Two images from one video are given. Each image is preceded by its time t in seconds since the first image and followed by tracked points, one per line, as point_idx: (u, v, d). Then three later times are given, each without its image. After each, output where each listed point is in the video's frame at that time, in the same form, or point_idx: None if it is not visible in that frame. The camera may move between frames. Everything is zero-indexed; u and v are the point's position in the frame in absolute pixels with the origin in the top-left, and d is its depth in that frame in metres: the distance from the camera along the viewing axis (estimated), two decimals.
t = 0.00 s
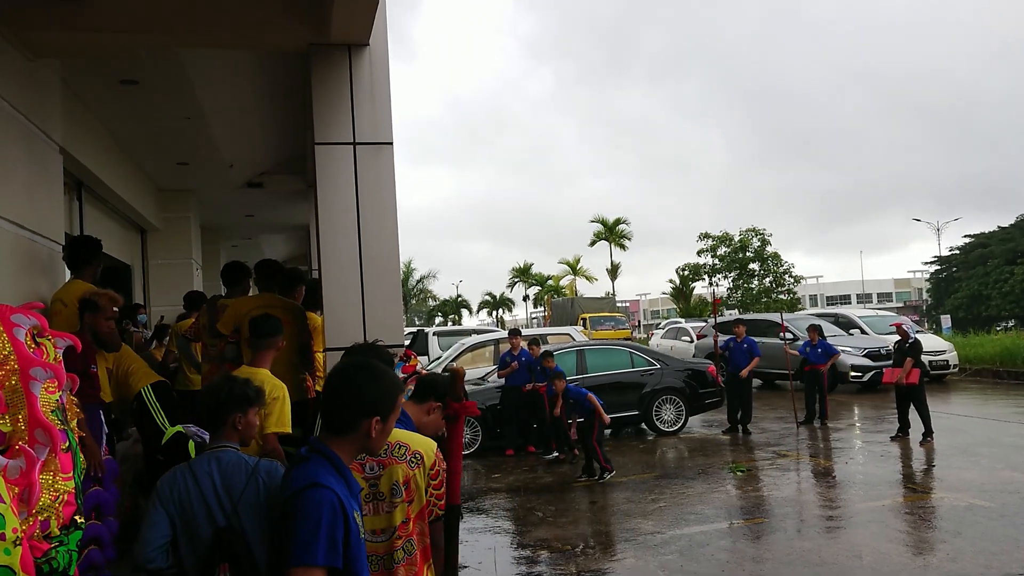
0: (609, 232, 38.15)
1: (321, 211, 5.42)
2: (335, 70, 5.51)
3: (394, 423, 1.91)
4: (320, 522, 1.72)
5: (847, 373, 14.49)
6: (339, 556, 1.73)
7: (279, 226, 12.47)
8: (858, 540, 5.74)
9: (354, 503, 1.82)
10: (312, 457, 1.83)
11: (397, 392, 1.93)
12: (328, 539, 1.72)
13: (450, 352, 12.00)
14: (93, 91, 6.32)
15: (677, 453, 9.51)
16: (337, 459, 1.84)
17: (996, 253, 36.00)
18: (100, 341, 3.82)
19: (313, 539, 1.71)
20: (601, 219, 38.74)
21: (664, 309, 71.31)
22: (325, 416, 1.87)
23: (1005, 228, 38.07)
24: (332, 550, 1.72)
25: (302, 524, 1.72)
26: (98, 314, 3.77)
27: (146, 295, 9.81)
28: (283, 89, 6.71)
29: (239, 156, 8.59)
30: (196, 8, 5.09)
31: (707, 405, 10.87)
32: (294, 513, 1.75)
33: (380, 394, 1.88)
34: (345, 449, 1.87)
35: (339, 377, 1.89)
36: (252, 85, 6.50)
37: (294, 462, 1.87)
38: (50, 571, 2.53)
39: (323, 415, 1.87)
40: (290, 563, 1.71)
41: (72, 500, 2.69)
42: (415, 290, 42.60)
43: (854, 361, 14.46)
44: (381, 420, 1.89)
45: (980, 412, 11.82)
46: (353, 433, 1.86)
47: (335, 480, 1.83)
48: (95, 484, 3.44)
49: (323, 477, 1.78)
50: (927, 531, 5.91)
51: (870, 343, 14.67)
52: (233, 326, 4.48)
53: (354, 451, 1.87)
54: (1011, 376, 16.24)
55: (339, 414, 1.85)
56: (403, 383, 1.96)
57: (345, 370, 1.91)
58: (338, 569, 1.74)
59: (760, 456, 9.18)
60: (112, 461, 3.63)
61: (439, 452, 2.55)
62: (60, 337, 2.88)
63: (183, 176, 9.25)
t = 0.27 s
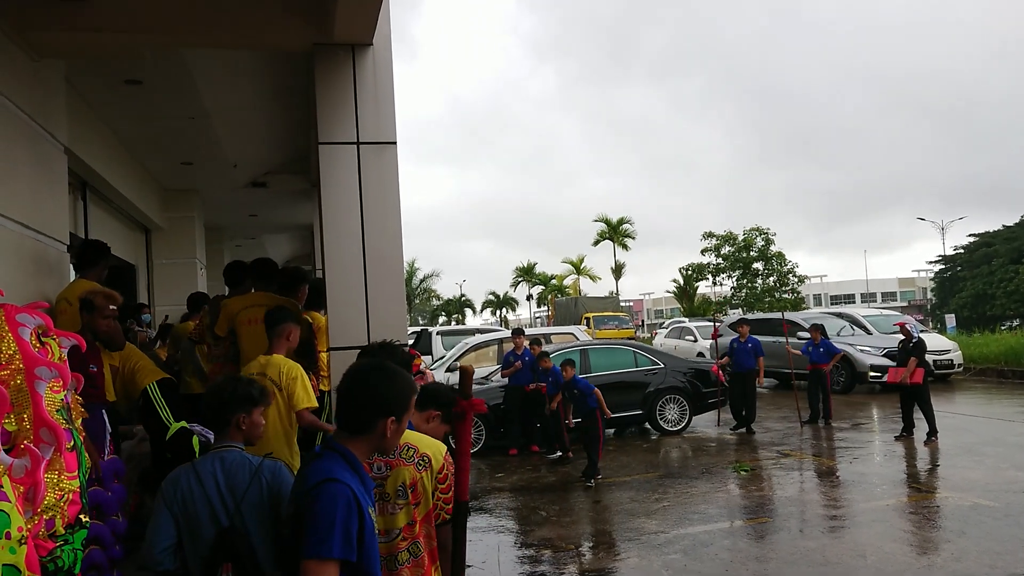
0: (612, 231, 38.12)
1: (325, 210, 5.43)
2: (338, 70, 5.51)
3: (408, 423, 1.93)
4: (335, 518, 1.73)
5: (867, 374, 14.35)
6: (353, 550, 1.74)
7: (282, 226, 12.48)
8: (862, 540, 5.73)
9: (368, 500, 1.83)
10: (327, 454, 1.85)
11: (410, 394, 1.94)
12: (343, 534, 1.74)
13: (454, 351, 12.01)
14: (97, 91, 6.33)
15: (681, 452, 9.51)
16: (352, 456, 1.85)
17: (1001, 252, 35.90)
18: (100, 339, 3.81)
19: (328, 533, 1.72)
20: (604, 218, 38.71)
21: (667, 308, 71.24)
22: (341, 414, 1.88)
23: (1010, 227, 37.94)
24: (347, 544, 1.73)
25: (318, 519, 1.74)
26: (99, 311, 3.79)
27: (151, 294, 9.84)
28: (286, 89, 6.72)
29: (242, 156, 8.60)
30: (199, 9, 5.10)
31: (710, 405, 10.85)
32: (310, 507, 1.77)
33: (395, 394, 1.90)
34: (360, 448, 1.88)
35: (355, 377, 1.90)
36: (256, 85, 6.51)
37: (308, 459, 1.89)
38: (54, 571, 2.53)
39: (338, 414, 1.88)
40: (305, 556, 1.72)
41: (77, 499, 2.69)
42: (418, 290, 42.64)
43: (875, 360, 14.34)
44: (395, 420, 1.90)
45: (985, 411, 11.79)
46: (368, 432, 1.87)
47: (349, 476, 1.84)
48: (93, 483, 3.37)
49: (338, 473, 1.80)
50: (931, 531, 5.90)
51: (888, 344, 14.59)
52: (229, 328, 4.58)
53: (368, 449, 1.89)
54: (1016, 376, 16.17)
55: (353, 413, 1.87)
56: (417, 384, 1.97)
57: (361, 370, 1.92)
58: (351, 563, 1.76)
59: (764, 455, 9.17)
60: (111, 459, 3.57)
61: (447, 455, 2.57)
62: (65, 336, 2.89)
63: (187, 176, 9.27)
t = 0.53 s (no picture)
0: (614, 230, 38.09)
1: (327, 209, 5.43)
2: (340, 69, 5.52)
3: (416, 427, 1.90)
4: (335, 513, 1.74)
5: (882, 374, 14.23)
6: (352, 547, 1.74)
7: (285, 225, 12.49)
8: (864, 538, 5.73)
9: (372, 498, 1.83)
10: (335, 451, 1.86)
11: (422, 398, 1.91)
12: (343, 530, 1.74)
13: (456, 350, 12.01)
14: (100, 91, 6.34)
15: (683, 451, 9.50)
16: (357, 454, 1.85)
17: (1005, 250, 35.85)
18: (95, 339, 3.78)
19: (329, 528, 1.73)
20: (607, 217, 38.70)
21: (670, 307, 71.17)
22: (352, 412, 1.88)
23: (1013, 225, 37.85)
24: (347, 540, 1.73)
25: (320, 514, 1.75)
26: (90, 312, 3.75)
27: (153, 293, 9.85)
28: (289, 88, 6.72)
29: (245, 155, 8.61)
30: (201, 8, 5.10)
31: (713, 404, 10.85)
32: (313, 502, 1.78)
33: (406, 396, 1.88)
34: (368, 447, 1.88)
35: (368, 377, 1.90)
36: (258, 84, 6.51)
37: (317, 456, 1.90)
38: (58, 569, 2.54)
39: (349, 412, 1.89)
40: (306, 550, 1.73)
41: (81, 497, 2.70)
42: (421, 289, 42.67)
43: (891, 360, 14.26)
44: (403, 423, 1.88)
45: (988, 410, 11.77)
46: (376, 432, 1.86)
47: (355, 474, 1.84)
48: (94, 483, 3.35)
49: (343, 471, 1.80)
50: (933, 530, 5.89)
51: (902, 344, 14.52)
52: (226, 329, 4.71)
53: (375, 448, 1.88)
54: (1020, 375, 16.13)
55: (361, 412, 1.86)
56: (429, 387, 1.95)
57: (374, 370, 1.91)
58: (352, 559, 1.76)
59: (766, 454, 9.16)
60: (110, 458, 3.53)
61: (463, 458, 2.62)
62: (68, 335, 2.89)
63: (189, 175, 9.28)
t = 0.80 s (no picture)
0: (615, 229, 38.07)
1: (328, 208, 5.43)
2: (341, 68, 5.51)
3: (427, 423, 1.90)
4: (346, 507, 1.74)
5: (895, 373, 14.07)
6: (365, 542, 1.73)
7: (285, 224, 12.48)
8: (865, 537, 5.73)
9: (386, 494, 1.82)
10: (349, 447, 1.86)
11: (434, 394, 1.93)
12: (356, 524, 1.73)
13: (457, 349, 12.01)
14: (101, 89, 6.34)
15: (685, 450, 9.50)
16: (371, 450, 1.86)
17: (1006, 249, 35.84)
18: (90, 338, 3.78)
19: (341, 521, 1.72)
20: (607, 216, 38.69)
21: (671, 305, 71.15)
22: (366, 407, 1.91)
23: (1014, 224, 37.82)
24: (359, 534, 1.73)
25: (332, 508, 1.74)
26: (82, 312, 3.74)
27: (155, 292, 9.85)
28: (290, 87, 6.72)
29: (246, 153, 8.60)
30: (202, 6, 5.09)
31: (713, 403, 10.86)
32: (327, 497, 1.78)
33: (418, 390, 1.90)
34: (381, 443, 1.88)
35: (382, 375, 1.93)
36: (259, 83, 6.51)
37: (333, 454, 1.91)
38: (59, 567, 2.55)
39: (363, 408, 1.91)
40: (319, 545, 1.73)
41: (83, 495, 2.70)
42: (421, 288, 42.67)
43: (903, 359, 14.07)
44: (413, 417, 1.88)
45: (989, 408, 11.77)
46: (388, 427, 1.87)
47: (369, 470, 1.84)
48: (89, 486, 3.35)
49: (355, 466, 1.80)
50: (934, 529, 5.89)
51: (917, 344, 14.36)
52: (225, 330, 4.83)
53: (388, 444, 1.88)
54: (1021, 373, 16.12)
55: (374, 407, 1.88)
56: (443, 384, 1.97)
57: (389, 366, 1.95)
58: (365, 555, 1.75)
59: (767, 453, 9.16)
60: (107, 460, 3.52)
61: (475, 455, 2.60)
62: (69, 333, 2.89)
63: (190, 174, 9.28)
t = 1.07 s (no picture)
0: (614, 227, 38.06)
1: (329, 206, 5.42)
2: (341, 66, 5.51)
3: (463, 419, 1.88)
4: (387, 510, 1.74)
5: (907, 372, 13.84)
6: (408, 543, 1.74)
7: (285, 222, 12.48)
8: (865, 535, 5.73)
9: (428, 493, 1.82)
10: (389, 447, 1.86)
11: (471, 389, 1.90)
12: (398, 526, 1.74)
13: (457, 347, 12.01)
14: (101, 88, 6.34)
15: (685, 448, 9.50)
16: (410, 449, 1.86)
17: (1006, 248, 35.86)
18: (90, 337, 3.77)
19: (382, 525, 1.73)
20: (607, 214, 38.70)
21: (671, 303, 71.10)
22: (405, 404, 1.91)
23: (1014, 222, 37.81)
24: (401, 536, 1.73)
25: (373, 511, 1.75)
26: (78, 311, 3.72)
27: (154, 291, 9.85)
28: (290, 85, 6.72)
29: (246, 152, 8.60)
30: (202, 4, 5.09)
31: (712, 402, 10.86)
32: (369, 498, 1.78)
33: (455, 386, 1.88)
34: (420, 441, 1.88)
35: (418, 371, 1.92)
36: (259, 81, 6.50)
37: (373, 453, 1.92)
38: (60, 565, 2.55)
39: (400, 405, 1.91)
40: (362, 547, 1.74)
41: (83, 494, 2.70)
42: (421, 286, 42.68)
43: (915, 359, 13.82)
44: (449, 412, 1.86)
45: (989, 407, 11.77)
46: (426, 425, 1.87)
47: (408, 469, 1.84)
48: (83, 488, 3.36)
49: (396, 466, 1.80)
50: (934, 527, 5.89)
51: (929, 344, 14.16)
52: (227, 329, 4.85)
53: (427, 442, 1.88)
54: (1021, 372, 16.11)
55: (412, 405, 1.88)
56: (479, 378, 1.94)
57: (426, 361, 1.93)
58: (408, 556, 1.76)
59: (767, 451, 9.17)
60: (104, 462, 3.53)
61: (484, 453, 2.47)
62: (70, 331, 2.88)
63: (190, 172, 9.28)
